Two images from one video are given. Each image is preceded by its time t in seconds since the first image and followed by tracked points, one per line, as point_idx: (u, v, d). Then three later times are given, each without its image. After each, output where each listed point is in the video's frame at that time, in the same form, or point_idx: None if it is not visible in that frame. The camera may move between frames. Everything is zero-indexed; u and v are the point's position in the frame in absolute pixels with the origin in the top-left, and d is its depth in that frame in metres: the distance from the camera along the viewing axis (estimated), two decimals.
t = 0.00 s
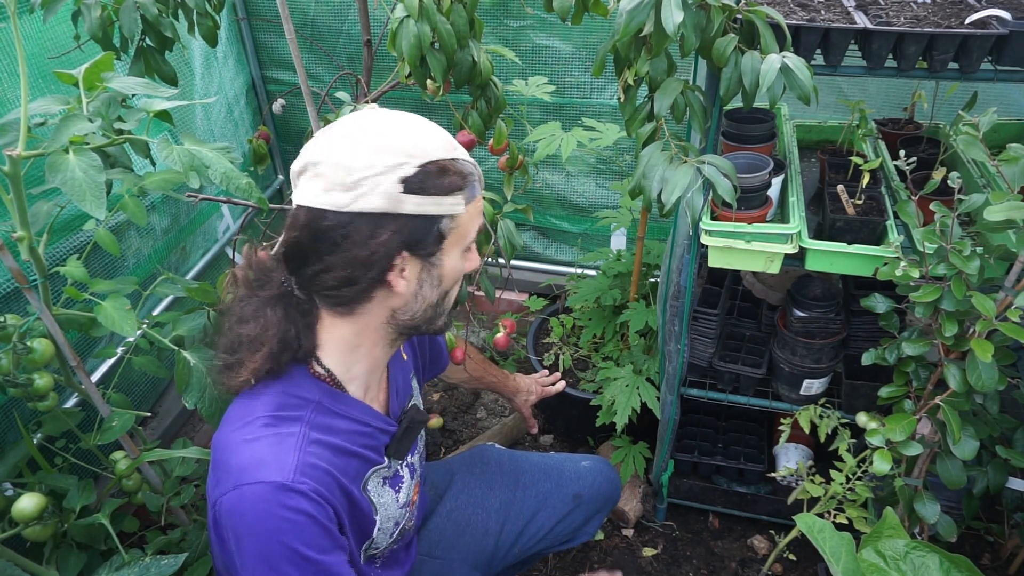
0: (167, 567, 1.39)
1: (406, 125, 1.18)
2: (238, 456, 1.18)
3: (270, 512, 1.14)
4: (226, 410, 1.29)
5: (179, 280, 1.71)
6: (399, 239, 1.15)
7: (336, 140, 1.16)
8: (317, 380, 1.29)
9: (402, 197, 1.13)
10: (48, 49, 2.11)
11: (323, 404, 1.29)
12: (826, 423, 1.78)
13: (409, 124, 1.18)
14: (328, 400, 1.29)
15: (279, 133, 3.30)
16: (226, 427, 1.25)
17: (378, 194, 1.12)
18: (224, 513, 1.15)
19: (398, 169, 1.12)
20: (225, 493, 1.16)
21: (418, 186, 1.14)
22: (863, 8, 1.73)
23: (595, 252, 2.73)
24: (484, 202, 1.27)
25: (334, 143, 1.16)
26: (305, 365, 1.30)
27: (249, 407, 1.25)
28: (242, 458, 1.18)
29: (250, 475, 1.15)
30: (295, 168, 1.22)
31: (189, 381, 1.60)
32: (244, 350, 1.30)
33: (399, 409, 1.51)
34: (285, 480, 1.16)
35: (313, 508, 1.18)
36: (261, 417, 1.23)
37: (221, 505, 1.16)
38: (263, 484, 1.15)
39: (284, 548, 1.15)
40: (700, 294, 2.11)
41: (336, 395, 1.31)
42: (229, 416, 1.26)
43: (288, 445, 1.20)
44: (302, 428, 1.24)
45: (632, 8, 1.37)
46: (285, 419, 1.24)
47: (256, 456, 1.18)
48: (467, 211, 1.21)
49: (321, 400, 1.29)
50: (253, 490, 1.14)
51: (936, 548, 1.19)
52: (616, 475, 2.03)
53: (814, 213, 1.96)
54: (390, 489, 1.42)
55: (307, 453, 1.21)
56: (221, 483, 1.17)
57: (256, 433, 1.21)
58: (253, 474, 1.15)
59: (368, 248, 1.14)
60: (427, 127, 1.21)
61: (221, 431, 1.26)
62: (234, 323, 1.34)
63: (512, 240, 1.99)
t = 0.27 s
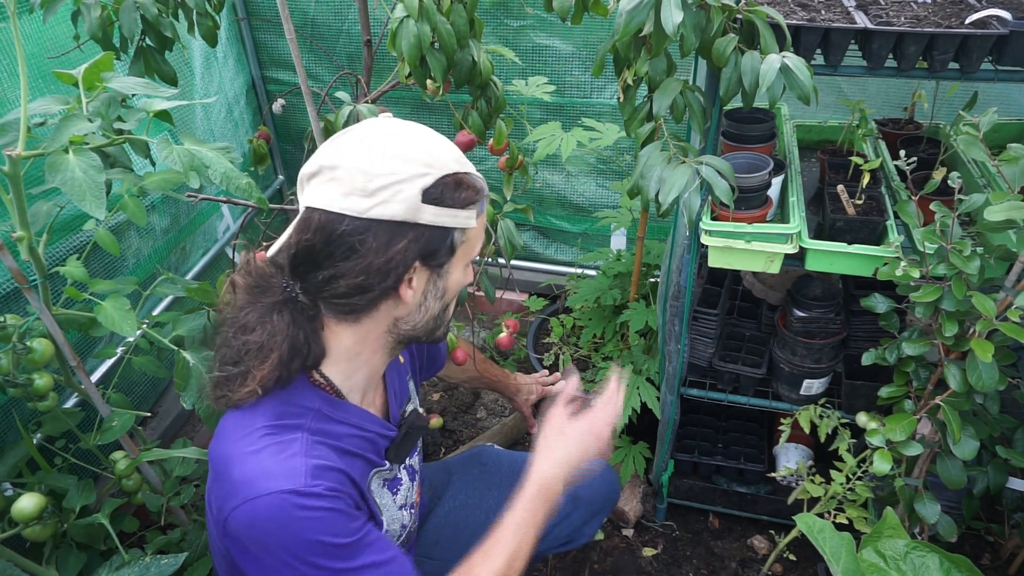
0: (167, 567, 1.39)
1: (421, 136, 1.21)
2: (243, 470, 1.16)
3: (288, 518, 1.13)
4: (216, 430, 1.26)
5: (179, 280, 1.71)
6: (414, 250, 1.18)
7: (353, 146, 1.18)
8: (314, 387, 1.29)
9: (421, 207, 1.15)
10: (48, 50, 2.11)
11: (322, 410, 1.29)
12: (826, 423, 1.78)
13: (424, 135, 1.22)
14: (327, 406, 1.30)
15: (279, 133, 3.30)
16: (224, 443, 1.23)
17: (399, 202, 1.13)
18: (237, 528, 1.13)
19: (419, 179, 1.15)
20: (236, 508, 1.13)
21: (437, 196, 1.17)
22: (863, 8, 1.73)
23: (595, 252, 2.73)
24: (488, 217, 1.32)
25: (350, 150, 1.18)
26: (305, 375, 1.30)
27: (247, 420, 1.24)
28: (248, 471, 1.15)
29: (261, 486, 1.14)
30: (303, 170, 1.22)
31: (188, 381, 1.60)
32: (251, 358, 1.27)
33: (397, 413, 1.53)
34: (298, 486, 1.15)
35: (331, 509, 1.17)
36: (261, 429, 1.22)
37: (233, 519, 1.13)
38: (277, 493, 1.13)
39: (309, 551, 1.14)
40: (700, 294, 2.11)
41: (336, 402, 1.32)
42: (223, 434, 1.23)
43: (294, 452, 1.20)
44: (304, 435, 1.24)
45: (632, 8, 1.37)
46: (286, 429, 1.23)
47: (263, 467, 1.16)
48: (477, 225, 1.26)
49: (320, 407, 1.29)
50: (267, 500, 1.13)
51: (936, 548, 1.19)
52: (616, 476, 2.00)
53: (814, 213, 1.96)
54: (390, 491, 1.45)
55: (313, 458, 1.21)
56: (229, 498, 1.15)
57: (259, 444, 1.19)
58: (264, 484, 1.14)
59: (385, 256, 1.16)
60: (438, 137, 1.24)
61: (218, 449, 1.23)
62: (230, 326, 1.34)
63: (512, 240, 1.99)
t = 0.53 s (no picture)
0: (167, 568, 1.39)
1: (415, 127, 1.23)
2: (258, 468, 1.15)
3: (310, 512, 1.13)
4: (226, 430, 1.25)
5: (179, 280, 1.71)
6: (417, 235, 1.19)
7: (350, 139, 1.19)
8: (323, 381, 1.28)
9: (421, 193, 1.17)
10: (48, 49, 2.11)
11: (333, 405, 1.29)
12: (826, 423, 1.78)
13: (417, 126, 1.24)
14: (337, 400, 1.30)
15: (279, 133, 3.30)
16: (234, 442, 1.21)
17: (398, 190, 1.15)
18: (258, 526, 1.13)
19: (416, 166, 1.17)
20: (254, 506, 1.13)
21: (435, 183, 1.19)
22: (864, 8, 1.73)
23: (595, 252, 2.73)
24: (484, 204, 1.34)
25: (347, 143, 1.19)
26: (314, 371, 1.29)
27: (258, 418, 1.22)
28: (264, 469, 1.15)
29: (279, 484, 1.13)
30: (301, 167, 1.23)
31: (188, 381, 1.60)
32: (259, 355, 1.26)
33: (406, 405, 1.54)
34: (316, 480, 1.15)
35: (352, 499, 1.18)
36: (274, 426, 1.21)
37: (252, 517, 1.13)
38: (295, 489, 1.13)
39: (333, 540, 1.15)
40: (700, 294, 2.11)
41: (345, 395, 1.31)
42: (236, 433, 1.22)
43: (309, 448, 1.19)
44: (318, 431, 1.23)
45: (632, 8, 1.37)
46: (299, 424, 1.23)
47: (279, 465, 1.15)
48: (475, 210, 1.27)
49: (331, 401, 1.29)
50: (286, 497, 1.12)
51: (936, 548, 1.19)
52: (615, 473, 2.02)
53: (814, 213, 1.96)
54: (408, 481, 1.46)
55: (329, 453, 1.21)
56: (245, 496, 1.14)
57: (273, 441, 1.19)
58: (282, 482, 1.13)
59: (389, 244, 1.17)
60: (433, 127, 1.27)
61: (228, 448, 1.22)
62: (233, 325, 1.34)
63: (511, 240, 1.99)
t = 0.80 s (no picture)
0: (167, 568, 1.39)
1: (405, 123, 1.23)
2: (274, 476, 1.15)
3: (326, 521, 1.14)
4: (235, 433, 1.24)
5: (179, 280, 1.71)
6: (414, 229, 1.19)
7: (341, 142, 1.20)
8: (336, 385, 1.28)
9: (412, 187, 1.17)
10: (48, 49, 2.11)
11: (344, 409, 1.29)
12: (826, 423, 1.78)
13: (406, 121, 1.23)
14: (348, 404, 1.29)
15: (279, 133, 3.30)
16: (247, 447, 1.20)
17: (389, 185, 1.15)
18: (272, 534, 1.13)
19: (405, 160, 1.17)
20: (270, 514, 1.13)
21: (426, 175, 1.18)
22: (863, 8, 1.73)
23: (595, 252, 2.73)
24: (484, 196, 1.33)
25: (338, 146, 1.20)
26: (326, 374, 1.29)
27: (270, 423, 1.22)
28: (280, 477, 1.15)
29: (296, 493, 1.13)
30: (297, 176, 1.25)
31: (188, 381, 1.60)
32: (265, 356, 1.27)
33: (410, 406, 1.54)
34: (334, 490, 1.15)
35: (366, 508, 1.19)
36: (288, 431, 1.21)
37: (268, 526, 1.13)
38: (313, 499, 1.13)
39: (346, 547, 1.17)
40: (700, 294, 2.11)
41: (355, 397, 1.31)
42: (248, 438, 1.21)
43: (324, 455, 1.19)
44: (331, 437, 1.23)
45: (632, 8, 1.37)
46: (312, 429, 1.23)
47: (296, 473, 1.15)
48: (473, 201, 1.26)
49: (342, 405, 1.29)
50: (304, 506, 1.13)
51: (936, 548, 1.19)
52: (614, 472, 2.02)
53: (814, 213, 1.96)
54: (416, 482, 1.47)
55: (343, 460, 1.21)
56: (260, 504, 1.14)
57: (287, 449, 1.18)
58: (299, 491, 1.13)
59: (384, 240, 1.17)
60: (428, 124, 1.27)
61: (239, 453, 1.21)
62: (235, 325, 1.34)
63: (511, 240, 1.99)
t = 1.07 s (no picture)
0: (167, 568, 1.38)
1: (410, 122, 1.24)
2: (270, 476, 1.15)
3: (321, 522, 1.14)
4: (233, 432, 1.24)
5: (179, 280, 1.72)
6: (416, 228, 1.19)
7: (346, 137, 1.19)
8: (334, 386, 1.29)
9: (417, 186, 1.17)
10: (48, 49, 2.11)
11: (341, 409, 1.29)
12: (826, 423, 1.78)
13: (413, 121, 1.24)
14: (344, 404, 1.30)
15: (279, 133, 3.30)
16: (244, 446, 1.21)
17: (394, 184, 1.15)
18: (267, 534, 1.13)
19: (412, 158, 1.17)
20: (265, 514, 1.13)
21: (430, 175, 1.19)
22: (864, 8, 1.73)
23: (595, 252, 2.73)
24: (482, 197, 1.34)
25: (343, 140, 1.19)
26: (325, 376, 1.29)
27: (267, 423, 1.22)
28: (276, 478, 1.15)
29: (291, 493, 1.14)
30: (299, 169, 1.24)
31: (188, 381, 1.60)
32: (263, 353, 1.26)
33: (409, 407, 1.54)
34: (329, 491, 1.15)
35: (361, 509, 1.19)
36: (284, 431, 1.21)
37: (262, 526, 1.13)
38: (308, 500, 1.14)
39: (341, 548, 1.17)
40: (700, 294, 2.11)
41: (352, 398, 1.32)
42: (245, 438, 1.21)
43: (320, 456, 1.19)
44: (327, 438, 1.23)
45: (632, 8, 1.37)
46: (308, 430, 1.23)
47: (292, 474, 1.15)
48: (473, 202, 1.27)
49: (339, 405, 1.29)
50: (299, 507, 1.13)
51: (936, 548, 1.19)
52: (616, 473, 2.02)
53: (814, 213, 1.96)
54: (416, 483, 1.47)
55: (339, 462, 1.21)
56: (255, 504, 1.14)
57: (283, 449, 1.18)
58: (294, 492, 1.13)
59: (387, 238, 1.17)
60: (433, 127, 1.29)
61: (236, 452, 1.21)
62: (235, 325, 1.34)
63: (511, 240, 1.99)
